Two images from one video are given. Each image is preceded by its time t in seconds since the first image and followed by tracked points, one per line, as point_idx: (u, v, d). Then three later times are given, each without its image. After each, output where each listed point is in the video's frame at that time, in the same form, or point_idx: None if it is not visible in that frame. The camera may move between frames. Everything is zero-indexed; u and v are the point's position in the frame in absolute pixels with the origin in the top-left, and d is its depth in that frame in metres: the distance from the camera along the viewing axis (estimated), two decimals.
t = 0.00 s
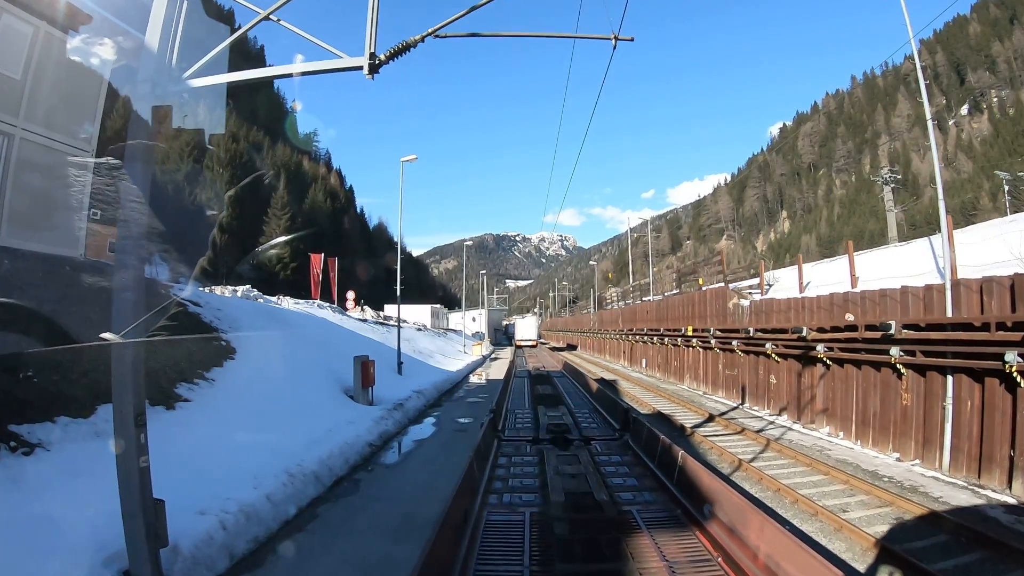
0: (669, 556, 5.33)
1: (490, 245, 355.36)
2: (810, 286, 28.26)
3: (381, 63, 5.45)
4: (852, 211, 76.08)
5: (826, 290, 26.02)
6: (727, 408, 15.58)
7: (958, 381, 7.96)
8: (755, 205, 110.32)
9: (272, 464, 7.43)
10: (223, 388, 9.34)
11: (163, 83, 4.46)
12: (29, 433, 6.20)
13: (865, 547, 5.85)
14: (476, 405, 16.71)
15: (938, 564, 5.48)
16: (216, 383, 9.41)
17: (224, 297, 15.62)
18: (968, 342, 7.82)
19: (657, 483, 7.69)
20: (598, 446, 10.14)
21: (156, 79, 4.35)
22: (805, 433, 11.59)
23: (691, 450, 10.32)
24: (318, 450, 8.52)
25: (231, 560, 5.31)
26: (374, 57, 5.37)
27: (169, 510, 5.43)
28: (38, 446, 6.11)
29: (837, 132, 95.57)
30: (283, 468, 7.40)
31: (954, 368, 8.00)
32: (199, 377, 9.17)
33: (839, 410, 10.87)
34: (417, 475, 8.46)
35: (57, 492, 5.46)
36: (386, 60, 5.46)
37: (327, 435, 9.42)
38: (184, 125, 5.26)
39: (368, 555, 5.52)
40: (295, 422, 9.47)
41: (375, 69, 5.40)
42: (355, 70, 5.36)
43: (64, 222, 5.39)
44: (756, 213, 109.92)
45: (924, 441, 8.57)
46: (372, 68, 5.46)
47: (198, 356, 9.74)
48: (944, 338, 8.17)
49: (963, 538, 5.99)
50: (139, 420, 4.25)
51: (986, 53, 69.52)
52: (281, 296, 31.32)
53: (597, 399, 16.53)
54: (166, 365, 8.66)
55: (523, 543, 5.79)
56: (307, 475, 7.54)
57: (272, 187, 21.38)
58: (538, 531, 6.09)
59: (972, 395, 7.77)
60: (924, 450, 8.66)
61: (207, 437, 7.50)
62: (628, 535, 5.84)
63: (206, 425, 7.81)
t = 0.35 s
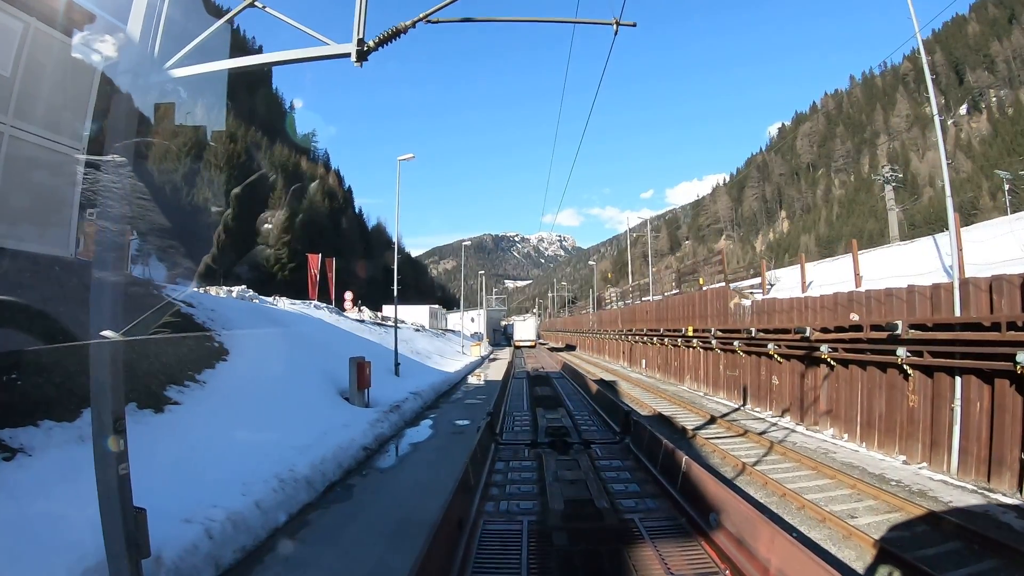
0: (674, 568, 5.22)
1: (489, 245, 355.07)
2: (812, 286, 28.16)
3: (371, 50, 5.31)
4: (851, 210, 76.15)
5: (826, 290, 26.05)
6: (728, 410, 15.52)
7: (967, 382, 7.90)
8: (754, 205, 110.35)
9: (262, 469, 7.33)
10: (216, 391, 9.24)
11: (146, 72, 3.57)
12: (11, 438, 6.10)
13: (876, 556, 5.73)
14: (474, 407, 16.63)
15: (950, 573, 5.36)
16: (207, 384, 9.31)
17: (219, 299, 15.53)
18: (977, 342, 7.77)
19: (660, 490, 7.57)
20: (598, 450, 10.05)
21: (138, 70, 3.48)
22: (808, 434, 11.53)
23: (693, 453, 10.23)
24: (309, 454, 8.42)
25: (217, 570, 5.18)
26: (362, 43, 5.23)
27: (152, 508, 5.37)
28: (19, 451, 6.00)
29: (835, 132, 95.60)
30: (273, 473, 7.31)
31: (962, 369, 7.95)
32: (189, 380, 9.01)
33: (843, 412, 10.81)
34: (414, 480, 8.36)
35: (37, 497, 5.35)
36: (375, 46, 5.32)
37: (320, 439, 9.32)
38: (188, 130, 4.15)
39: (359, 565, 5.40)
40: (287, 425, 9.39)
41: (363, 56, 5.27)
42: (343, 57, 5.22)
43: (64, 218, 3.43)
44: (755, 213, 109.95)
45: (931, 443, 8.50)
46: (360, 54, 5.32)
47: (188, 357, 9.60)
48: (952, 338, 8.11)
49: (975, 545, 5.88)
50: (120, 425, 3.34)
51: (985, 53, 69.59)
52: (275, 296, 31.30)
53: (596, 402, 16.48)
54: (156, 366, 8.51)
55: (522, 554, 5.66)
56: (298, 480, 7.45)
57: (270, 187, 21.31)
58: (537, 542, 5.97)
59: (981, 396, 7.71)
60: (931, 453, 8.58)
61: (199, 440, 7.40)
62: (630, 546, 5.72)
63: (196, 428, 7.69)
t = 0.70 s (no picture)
0: None
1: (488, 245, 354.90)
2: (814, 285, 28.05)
3: (360, 32, 5.32)
4: (851, 210, 76.10)
5: (827, 289, 25.97)
6: (731, 411, 15.43)
7: (979, 383, 7.82)
8: (753, 204, 110.19)
9: (252, 475, 7.18)
10: (207, 393, 9.11)
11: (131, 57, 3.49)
12: None
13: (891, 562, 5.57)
14: (472, 408, 16.54)
15: None
16: (199, 386, 9.18)
17: (214, 300, 15.45)
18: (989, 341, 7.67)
19: (665, 495, 7.43)
20: (600, 453, 9.95)
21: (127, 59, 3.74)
22: (814, 436, 11.45)
23: (698, 456, 10.13)
24: (303, 458, 8.29)
25: None
26: (353, 26, 5.24)
27: (129, 518, 5.20)
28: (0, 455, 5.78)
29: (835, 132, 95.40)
30: (263, 479, 7.16)
31: (973, 369, 7.87)
32: (179, 381, 8.91)
33: (849, 413, 10.73)
34: (411, 485, 8.24)
35: (20, 504, 5.20)
36: (365, 28, 5.29)
37: (314, 443, 9.17)
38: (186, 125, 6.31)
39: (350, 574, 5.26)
40: (281, 429, 9.24)
41: (354, 39, 5.29)
42: (332, 40, 5.23)
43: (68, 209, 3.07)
44: (755, 213, 109.79)
45: (941, 444, 8.42)
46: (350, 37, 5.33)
47: (179, 358, 9.49)
48: (963, 337, 8.03)
49: (992, 551, 5.76)
50: (98, 432, 2.93)
51: (985, 53, 69.56)
52: (273, 296, 31.16)
53: (597, 404, 16.37)
54: (145, 368, 8.41)
55: (520, 564, 5.49)
56: (290, 485, 7.31)
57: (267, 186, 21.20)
58: (537, 551, 5.82)
59: (993, 397, 7.63)
60: (941, 455, 8.49)
61: (187, 446, 7.23)
62: (635, 554, 5.58)
63: (184, 434, 7.51)
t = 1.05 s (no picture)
0: None
1: (488, 245, 355.10)
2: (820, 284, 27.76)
3: (349, 14, 5.32)
4: (851, 210, 76.00)
5: (830, 289, 25.82)
6: (735, 412, 15.36)
7: (989, 384, 7.74)
8: (753, 204, 110.12)
9: (243, 480, 7.00)
10: (200, 395, 9.04)
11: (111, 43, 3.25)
12: None
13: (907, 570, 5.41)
14: (471, 410, 16.43)
15: None
16: (190, 388, 9.11)
17: (209, 299, 15.37)
18: (1000, 342, 7.60)
19: (668, 501, 7.22)
20: (603, 457, 9.86)
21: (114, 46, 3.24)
22: (819, 438, 11.37)
23: (701, 459, 10.05)
24: (296, 462, 8.13)
25: None
26: (343, 8, 5.23)
27: (104, 518, 5.10)
28: None
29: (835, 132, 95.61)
30: (256, 484, 6.98)
31: (984, 370, 7.80)
32: (170, 383, 8.86)
33: (856, 414, 10.65)
34: (408, 491, 8.07)
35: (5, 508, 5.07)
36: (355, 10, 5.26)
37: (309, 446, 9.03)
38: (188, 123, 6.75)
39: None
40: (272, 433, 9.01)
41: (343, 20, 5.28)
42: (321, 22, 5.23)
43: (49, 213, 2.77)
44: (755, 213, 109.74)
45: (951, 447, 8.33)
46: (338, 19, 5.34)
47: (172, 359, 9.48)
48: (974, 337, 7.96)
49: (1010, 558, 5.63)
50: (76, 437, 2.78)
51: (985, 53, 69.60)
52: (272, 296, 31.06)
53: (599, 406, 16.26)
54: (136, 369, 8.39)
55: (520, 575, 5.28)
56: (283, 491, 7.13)
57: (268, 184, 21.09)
58: (538, 562, 5.56)
59: (1004, 398, 7.55)
60: (950, 458, 8.41)
61: (177, 450, 7.16)
62: (641, 565, 5.34)
63: (171, 438, 7.37)
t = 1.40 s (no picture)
0: None
1: (489, 247, 355.23)
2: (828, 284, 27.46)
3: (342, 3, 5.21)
4: (852, 212, 75.91)
5: (836, 291, 25.72)
6: (739, 415, 15.27)
7: (1003, 387, 7.63)
8: (754, 206, 109.99)
9: (233, 487, 6.86)
10: (193, 398, 8.97)
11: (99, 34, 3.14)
12: None
13: None
14: (471, 413, 16.32)
15: None
16: (183, 391, 9.05)
17: (206, 299, 15.33)
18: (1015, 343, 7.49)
19: (675, 509, 7.02)
20: (606, 462, 9.72)
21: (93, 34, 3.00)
22: (826, 442, 11.27)
23: (707, 464, 9.91)
24: (291, 468, 7.99)
25: None
26: None
27: (86, 521, 5.09)
28: None
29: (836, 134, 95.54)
30: (247, 491, 6.84)
31: (997, 372, 7.68)
32: (162, 386, 8.82)
33: (864, 418, 10.56)
34: (405, 499, 7.91)
35: None
36: None
37: (304, 451, 8.89)
38: (188, 120, 7.32)
39: None
40: (264, 438, 8.83)
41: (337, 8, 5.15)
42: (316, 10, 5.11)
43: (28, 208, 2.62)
44: (755, 214, 109.65)
45: (963, 452, 8.21)
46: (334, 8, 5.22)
47: (165, 361, 9.45)
48: (986, 340, 7.86)
49: None
50: (53, 444, 2.64)
51: (985, 54, 69.60)
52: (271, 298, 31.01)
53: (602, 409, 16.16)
54: (125, 372, 8.35)
55: None
56: (276, 498, 6.98)
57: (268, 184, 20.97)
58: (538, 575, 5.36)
59: (1017, 401, 7.43)
60: (962, 462, 8.32)
61: (171, 451, 7.19)
62: None
63: (160, 442, 7.26)
